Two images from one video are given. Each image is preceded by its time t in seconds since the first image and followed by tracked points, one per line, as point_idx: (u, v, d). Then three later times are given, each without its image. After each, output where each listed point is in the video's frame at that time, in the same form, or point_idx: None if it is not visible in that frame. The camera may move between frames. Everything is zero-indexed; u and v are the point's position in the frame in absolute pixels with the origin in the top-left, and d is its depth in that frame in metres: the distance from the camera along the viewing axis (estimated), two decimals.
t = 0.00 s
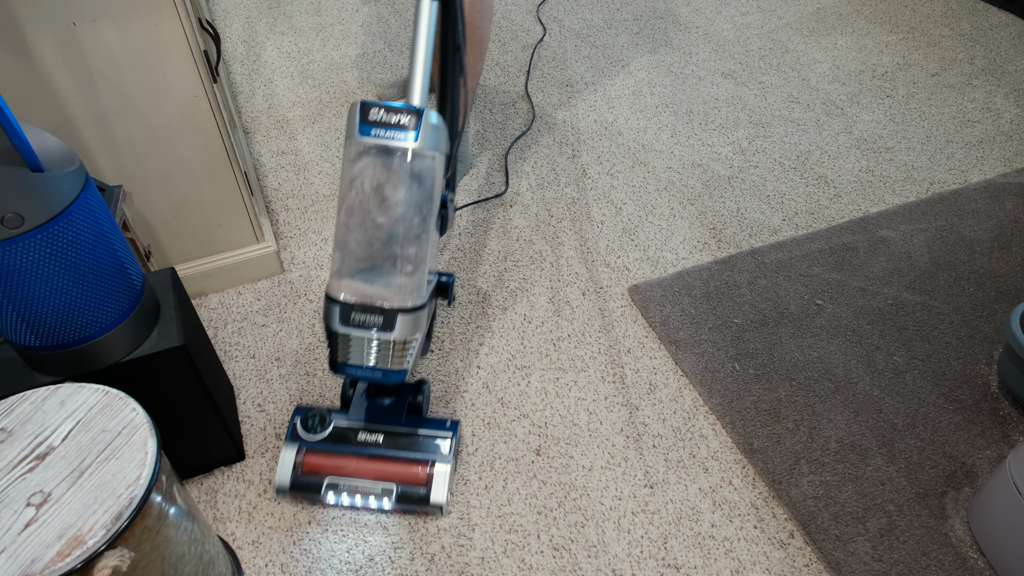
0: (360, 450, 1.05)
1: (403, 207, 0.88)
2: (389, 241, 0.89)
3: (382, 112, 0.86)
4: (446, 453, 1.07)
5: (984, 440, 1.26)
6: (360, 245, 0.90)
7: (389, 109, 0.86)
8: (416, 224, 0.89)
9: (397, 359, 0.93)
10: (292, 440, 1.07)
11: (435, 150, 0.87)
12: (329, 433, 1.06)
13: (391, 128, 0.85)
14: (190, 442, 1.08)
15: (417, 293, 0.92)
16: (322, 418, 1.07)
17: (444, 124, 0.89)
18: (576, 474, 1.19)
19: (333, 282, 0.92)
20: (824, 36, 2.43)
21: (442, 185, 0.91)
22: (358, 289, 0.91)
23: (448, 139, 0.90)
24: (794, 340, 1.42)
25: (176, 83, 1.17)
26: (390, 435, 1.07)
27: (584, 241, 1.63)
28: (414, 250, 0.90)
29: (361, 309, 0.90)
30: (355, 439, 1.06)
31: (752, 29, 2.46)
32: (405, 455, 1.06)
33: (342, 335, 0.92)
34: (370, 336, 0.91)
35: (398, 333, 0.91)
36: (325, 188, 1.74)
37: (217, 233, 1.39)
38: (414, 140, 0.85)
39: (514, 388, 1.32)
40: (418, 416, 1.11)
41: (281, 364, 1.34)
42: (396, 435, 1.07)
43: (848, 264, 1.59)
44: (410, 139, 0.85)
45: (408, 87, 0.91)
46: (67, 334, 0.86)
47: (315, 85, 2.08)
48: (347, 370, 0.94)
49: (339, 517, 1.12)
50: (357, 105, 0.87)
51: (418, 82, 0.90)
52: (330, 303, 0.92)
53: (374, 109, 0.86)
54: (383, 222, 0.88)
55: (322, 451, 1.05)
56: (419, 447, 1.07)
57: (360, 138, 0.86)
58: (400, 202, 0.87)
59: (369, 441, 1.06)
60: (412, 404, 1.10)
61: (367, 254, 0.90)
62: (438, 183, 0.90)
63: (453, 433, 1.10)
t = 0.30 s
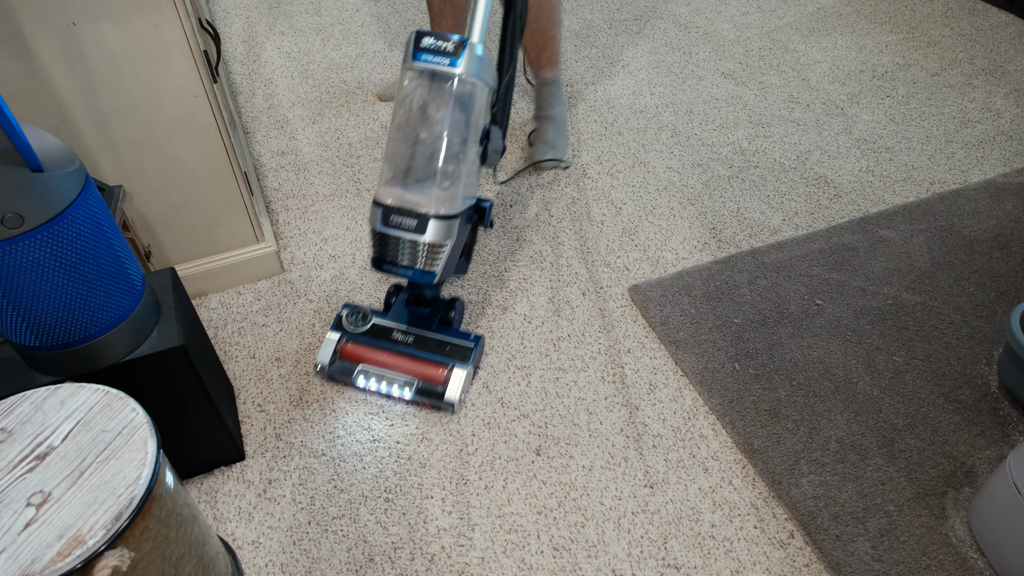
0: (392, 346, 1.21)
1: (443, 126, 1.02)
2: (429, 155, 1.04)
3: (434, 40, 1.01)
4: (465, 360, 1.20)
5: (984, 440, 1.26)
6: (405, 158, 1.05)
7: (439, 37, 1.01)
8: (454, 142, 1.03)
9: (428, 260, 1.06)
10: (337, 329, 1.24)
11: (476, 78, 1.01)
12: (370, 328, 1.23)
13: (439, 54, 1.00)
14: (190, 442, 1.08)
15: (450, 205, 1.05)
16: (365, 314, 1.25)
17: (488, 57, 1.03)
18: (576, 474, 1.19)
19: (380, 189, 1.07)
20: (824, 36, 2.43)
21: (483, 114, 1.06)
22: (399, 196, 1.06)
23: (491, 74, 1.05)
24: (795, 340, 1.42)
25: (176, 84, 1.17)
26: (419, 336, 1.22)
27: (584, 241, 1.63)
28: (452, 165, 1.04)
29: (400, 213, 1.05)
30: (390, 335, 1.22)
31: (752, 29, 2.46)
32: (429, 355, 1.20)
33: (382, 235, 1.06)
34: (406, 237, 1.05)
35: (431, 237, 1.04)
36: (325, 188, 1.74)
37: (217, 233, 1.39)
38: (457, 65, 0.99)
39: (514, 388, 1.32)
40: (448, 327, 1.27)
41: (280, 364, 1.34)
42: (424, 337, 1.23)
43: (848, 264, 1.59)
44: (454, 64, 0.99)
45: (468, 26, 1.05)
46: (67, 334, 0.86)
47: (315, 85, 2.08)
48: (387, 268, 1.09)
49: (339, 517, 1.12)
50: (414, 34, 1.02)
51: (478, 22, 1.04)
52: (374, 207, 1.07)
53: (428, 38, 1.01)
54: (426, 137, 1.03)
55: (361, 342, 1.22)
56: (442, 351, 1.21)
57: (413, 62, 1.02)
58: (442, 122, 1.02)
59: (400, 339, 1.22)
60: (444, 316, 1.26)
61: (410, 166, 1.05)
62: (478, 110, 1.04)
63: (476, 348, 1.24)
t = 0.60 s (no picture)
0: (443, 253, 1.43)
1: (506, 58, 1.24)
2: (492, 82, 1.25)
3: None
4: (503, 271, 1.40)
5: (984, 440, 1.26)
6: (469, 85, 1.28)
7: None
8: (514, 73, 1.25)
9: (483, 174, 1.29)
10: (399, 236, 1.47)
11: (539, 17, 1.22)
12: (426, 237, 1.46)
13: None
14: (190, 442, 1.08)
15: (505, 128, 1.27)
16: (422, 227, 1.48)
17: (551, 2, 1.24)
18: (576, 474, 1.19)
19: (447, 112, 1.30)
20: (824, 36, 2.43)
21: (542, 51, 1.27)
22: (463, 117, 1.29)
23: (552, 16, 1.25)
24: (795, 340, 1.42)
25: (176, 83, 1.17)
26: (466, 247, 1.44)
27: (584, 241, 1.63)
28: (510, 93, 1.26)
29: (461, 131, 1.28)
30: (443, 245, 1.44)
31: (752, 29, 2.46)
32: (474, 264, 1.41)
33: (444, 149, 1.30)
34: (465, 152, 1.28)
35: (485, 154, 1.27)
36: (325, 188, 1.74)
37: (217, 234, 1.40)
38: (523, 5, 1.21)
39: (514, 388, 1.32)
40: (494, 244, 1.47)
41: (280, 364, 1.34)
42: (471, 249, 1.44)
43: (848, 264, 1.59)
44: (522, 4, 1.21)
45: None
46: (67, 334, 0.86)
47: (315, 85, 2.08)
48: (446, 180, 1.33)
49: (339, 517, 1.12)
50: None
51: None
52: (440, 126, 1.30)
53: None
54: (490, 66, 1.24)
55: (417, 248, 1.44)
56: (485, 262, 1.41)
57: None
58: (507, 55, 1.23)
59: (450, 248, 1.44)
60: (491, 234, 1.47)
61: (473, 92, 1.27)
62: (538, 47, 1.25)
63: (516, 263, 1.43)
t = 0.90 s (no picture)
0: (503, 176, 1.66)
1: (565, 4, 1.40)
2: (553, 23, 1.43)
3: None
4: (554, 196, 1.63)
5: (984, 440, 1.26)
6: (533, 27, 1.47)
7: None
8: (572, 17, 1.42)
9: (541, 107, 1.52)
10: (465, 159, 1.71)
11: None
12: (489, 161, 1.70)
13: None
14: (191, 442, 1.08)
15: (561, 65, 1.47)
16: (487, 153, 1.72)
17: None
18: (576, 474, 1.19)
19: (512, 49, 1.51)
20: (823, 36, 2.43)
21: None
22: (525, 54, 1.49)
23: None
24: (795, 340, 1.42)
25: (176, 83, 1.17)
26: (524, 172, 1.67)
27: (585, 241, 1.63)
28: (568, 35, 1.45)
29: (522, 68, 1.49)
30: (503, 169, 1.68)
31: (752, 29, 2.46)
32: (529, 188, 1.64)
33: (508, 83, 1.53)
34: (524, 87, 1.50)
35: (543, 88, 1.49)
36: (325, 188, 1.74)
37: (217, 234, 1.40)
38: None
39: (514, 388, 1.32)
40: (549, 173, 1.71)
41: (281, 364, 1.34)
42: (529, 174, 1.67)
43: (848, 264, 1.59)
44: None
45: None
46: (67, 334, 0.86)
47: (315, 85, 2.08)
48: (509, 112, 1.56)
49: (339, 517, 1.12)
50: None
51: None
52: (505, 62, 1.52)
53: None
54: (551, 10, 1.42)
55: (481, 170, 1.68)
56: (540, 188, 1.64)
57: None
58: None
59: (509, 173, 1.67)
60: (548, 165, 1.71)
61: (534, 32, 1.46)
62: None
63: (567, 190, 1.65)
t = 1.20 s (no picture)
0: (528, 151, 1.76)
1: None
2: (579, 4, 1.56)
3: None
4: (577, 170, 1.72)
5: (984, 440, 1.26)
6: (559, 9, 1.60)
7: None
8: None
9: (565, 84, 1.63)
10: (492, 135, 1.81)
11: None
12: (515, 137, 1.80)
13: None
14: (191, 441, 1.09)
15: (585, 43, 1.59)
16: (513, 129, 1.82)
17: None
18: (576, 474, 1.19)
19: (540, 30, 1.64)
20: (824, 36, 2.43)
21: None
22: (551, 34, 1.62)
23: None
24: (795, 340, 1.42)
25: (176, 83, 1.17)
26: (548, 147, 1.77)
27: (584, 241, 1.63)
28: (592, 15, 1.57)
29: (548, 46, 1.61)
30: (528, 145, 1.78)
31: (752, 29, 2.46)
32: (553, 163, 1.74)
33: (535, 61, 1.64)
34: (550, 64, 1.62)
35: (567, 65, 1.60)
36: (325, 188, 1.74)
37: (217, 234, 1.40)
38: None
39: (514, 388, 1.32)
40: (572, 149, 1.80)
41: (281, 364, 1.34)
42: (553, 149, 1.77)
43: (848, 265, 1.59)
44: None
45: None
46: (66, 334, 0.86)
47: (315, 84, 2.08)
48: (535, 91, 1.68)
49: (339, 517, 1.12)
50: None
51: None
52: (533, 42, 1.64)
53: None
54: None
55: (507, 145, 1.78)
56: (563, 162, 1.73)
57: None
58: None
59: (534, 148, 1.77)
60: (571, 141, 1.80)
61: (561, 13, 1.60)
62: None
63: (589, 164, 1.74)
